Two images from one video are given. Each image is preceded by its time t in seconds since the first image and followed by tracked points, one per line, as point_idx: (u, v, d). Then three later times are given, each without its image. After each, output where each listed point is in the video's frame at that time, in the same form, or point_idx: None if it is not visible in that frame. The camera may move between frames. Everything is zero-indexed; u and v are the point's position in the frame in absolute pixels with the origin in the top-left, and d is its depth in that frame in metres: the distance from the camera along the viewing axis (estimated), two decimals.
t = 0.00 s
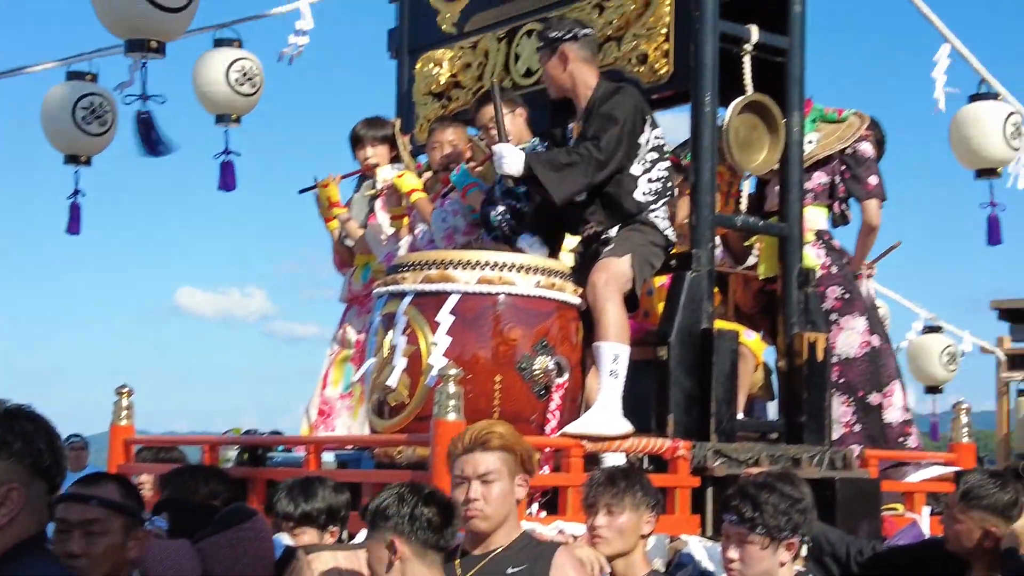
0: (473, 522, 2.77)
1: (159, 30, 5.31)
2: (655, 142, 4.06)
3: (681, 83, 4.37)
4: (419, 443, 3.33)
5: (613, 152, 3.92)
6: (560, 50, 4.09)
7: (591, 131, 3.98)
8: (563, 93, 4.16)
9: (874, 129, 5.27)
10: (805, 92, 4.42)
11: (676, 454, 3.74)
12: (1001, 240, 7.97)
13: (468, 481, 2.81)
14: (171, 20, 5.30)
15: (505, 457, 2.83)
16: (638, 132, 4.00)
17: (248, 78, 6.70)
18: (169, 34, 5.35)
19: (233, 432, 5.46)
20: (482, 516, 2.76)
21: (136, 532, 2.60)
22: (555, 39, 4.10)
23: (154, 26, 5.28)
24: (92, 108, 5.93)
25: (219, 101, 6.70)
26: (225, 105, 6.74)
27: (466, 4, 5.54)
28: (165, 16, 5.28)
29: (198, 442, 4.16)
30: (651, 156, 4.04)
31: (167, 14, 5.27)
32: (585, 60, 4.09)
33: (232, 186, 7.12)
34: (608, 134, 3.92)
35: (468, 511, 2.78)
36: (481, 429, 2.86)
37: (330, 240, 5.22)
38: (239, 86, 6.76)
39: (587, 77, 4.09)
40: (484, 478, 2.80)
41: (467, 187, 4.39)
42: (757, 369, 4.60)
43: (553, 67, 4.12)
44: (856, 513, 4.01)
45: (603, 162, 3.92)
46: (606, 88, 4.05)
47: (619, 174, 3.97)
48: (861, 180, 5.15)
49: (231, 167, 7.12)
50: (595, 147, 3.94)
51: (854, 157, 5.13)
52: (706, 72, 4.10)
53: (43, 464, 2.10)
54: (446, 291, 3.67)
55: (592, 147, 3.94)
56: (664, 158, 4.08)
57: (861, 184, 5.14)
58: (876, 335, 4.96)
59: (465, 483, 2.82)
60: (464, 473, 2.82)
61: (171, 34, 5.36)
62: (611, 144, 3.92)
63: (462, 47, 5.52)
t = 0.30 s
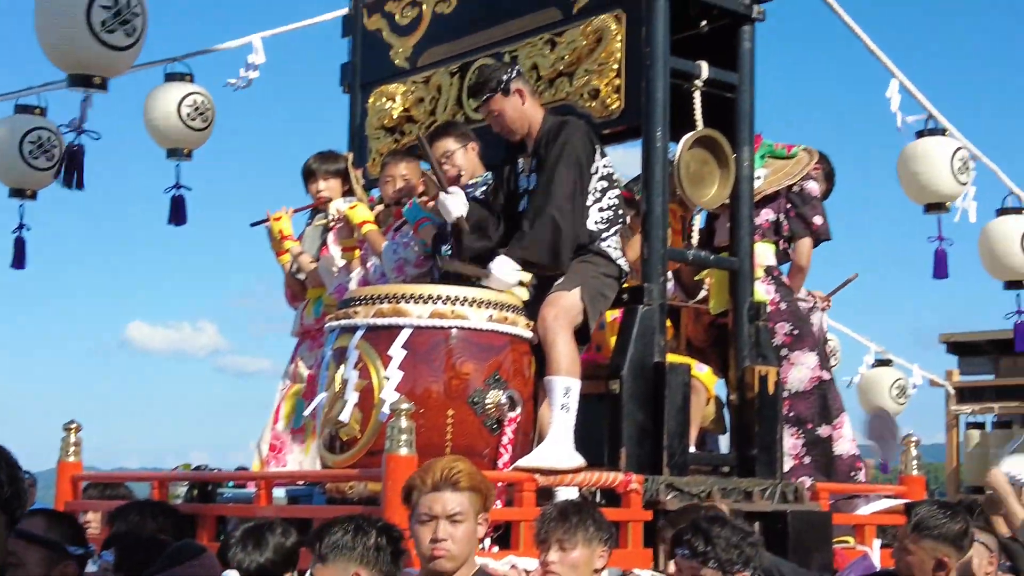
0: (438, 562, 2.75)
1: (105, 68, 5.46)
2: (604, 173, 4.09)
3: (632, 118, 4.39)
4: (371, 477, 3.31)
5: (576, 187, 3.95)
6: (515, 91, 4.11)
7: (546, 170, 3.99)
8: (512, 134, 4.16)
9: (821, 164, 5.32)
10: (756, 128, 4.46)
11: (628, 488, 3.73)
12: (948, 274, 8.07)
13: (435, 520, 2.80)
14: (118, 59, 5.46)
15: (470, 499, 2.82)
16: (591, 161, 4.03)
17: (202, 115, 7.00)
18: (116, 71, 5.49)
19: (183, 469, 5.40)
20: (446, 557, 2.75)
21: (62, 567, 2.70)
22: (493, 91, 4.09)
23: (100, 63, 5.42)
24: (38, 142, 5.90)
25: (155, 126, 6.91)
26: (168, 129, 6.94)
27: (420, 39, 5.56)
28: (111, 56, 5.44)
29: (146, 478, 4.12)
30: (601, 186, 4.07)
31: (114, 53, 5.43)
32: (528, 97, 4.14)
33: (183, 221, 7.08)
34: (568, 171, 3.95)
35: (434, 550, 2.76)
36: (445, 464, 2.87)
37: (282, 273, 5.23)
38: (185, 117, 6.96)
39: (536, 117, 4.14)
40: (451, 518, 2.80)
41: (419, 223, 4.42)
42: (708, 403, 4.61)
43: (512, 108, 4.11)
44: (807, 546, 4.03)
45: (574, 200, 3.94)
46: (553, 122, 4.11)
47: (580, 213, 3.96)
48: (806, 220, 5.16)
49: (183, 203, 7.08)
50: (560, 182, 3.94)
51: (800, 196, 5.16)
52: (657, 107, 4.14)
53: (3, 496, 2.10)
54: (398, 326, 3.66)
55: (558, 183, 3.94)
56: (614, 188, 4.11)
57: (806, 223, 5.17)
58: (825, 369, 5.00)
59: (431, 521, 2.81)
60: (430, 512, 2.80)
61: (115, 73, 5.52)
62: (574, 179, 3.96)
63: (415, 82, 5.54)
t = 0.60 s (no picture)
0: None
1: (55, 93, 5.69)
2: (565, 198, 4.10)
3: (595, 144, 4.41)
4: (336, 504, 3.29)
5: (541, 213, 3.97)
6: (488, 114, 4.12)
7: (508, 196, 4.00)
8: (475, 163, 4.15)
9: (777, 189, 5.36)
10: (720, 154, 4.50)
11: (594, 514, 3.72)
12: (909, 300, 8.13)
13: (406, 548, 2.76)
14: (69, 83, 5.71)
15: (441, 528, 2.80)
16: (551, 186, 4.06)
17: (167, 142, 7.04)
18: (69, 98, 5.76)
19: (145, 497, 5.34)
20: None
21: None
22: (465, 116, 4.05)
23: (52, 88, 5.68)
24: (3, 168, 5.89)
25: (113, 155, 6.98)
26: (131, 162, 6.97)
27: (385, 65, 5.57)
28: (62, 81, 5.69)
29: (108, 505, 4.08)
30: (561, 212, 4.07)
31: (66, 79, 5.69)
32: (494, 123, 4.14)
33: (145, 248, 7.04)
34: (532, 197, 3.96)
35: None
36: (416, 492, 2.85)
37: (246, 299, 5.19)
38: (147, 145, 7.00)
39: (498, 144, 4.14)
40: (422, 546, 2.77)
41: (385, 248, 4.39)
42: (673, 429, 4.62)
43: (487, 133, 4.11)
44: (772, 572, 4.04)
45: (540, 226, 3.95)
46: (513, 150, 4.13)
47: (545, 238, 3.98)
48: (761, 214, 5.15)
49: (146, 229, 7.05)
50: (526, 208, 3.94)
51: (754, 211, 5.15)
52: (622, 133, 4.17)
53: None
54: (363, 351, 3.65)
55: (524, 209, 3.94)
56: (574, 213, 4.11)
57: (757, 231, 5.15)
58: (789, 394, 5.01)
59: (402, 549, 2.77)
60: (401, 540, 2.77)
61: (67, 98, 5.75)
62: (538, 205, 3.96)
63: (380, 108, 5.55)
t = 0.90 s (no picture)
0: None
1: (49, 104, 5.78)
2: (538, 219, 4.09)
3: (568, 164, 4.42)
4: (311, 525, 3.29)
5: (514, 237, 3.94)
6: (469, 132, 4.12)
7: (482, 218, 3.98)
8: (452, 179, 4.15)
9: (752, 207, 5.39)
10: (694, 175, 4.52)
11: (570, 535, 3.71)
12: (878, 319, 8.17)
13: (382, 570, 2.72)
14: (61, 93, 5.80)
15: (419, 549, 2.75)
16: (524, 209, 4.03)
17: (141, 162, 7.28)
18: (63, 108, 5.84)
19: (118, 517, 5.31)
20: None
21: None
22: (452, 128, 4.04)
23: (46, 98, 5.75)
24: None
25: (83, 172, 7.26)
26: (104, 183, 7.24)
27: (361, 85, 5.58)
28: (55, 89, 5.77)
29: (81, 528, 4.05)
30: (533, 234, 4.05)
31: (58, 89, 5.77)
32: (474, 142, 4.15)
33: (116, 267, 7.02)
34: (505, 219, 3.94)
35: None
36: (394, 513, 2.80)
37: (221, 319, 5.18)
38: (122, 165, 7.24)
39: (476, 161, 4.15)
40: (398, 568, 2.72)
41: (361, 271, 4.36)
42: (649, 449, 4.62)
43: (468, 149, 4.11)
44: None
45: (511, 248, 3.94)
46: (487, 168, 4.12)
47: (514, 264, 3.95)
48: (729, 219, 5.14)
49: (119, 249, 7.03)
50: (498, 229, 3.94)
51: (721, 220, 5.15)
52: (596, 153, 4.18)
53: None
54: (338, 372, 3.64)
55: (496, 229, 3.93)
56: (548, 235, 4.10)
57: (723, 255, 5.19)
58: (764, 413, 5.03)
59: (377, 571, 2.73)
60: (377, 561, 2.72)
61: (61, 108, 5.84)
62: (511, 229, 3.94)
63: (356, 128, 5.56)
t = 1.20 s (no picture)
0: None
1: (22, 126, 6.10)
2: (514, 230, 4.05)
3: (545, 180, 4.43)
4: (289, 544, 3.27)
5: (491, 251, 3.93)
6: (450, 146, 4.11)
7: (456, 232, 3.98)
8: (428, 192, 4.15)
9: (730, 222, 5.40)
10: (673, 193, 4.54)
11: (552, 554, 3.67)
12: (860, 337, 8.20)
13: None
14: (36, 114, 6.12)
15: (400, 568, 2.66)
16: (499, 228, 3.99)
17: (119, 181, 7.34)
18: (36, 129, 6.16)
19: (96, 537, 5.28)
20: None
21: None
22: (432, 141, 4.02)
23: (20, 121, 6.08)
24: None
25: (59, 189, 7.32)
26: (80, 203, 7.28)
27: (340, 103, 5.58)
28: (30, 113, 6.10)
29: (58, 548, 4.02)
30: (509, 245, 4.03)
31: (34, 111, 6.11)
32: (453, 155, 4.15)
33: (92, 286, 7.00)
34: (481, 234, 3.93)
35: None
36: (373, 531, 2.71)
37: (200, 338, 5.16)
38: (99, 185, 7.28)
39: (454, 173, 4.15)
40: None
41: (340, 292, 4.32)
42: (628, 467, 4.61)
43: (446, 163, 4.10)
44: None
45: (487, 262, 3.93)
46: (462, 181, 4.12)
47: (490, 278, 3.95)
48: (704, 232, 5.14)
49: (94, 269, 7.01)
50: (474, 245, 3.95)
51: (697, 234, 5.14)
52: (577, 171, 4.19)
53: None
54: (317, 390, 3.63)
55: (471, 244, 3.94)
56: (523, 245, 4.07)
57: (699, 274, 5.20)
58: (744, 431, 5.03)
59: None
60: None
61: (32, 130, 6.15)
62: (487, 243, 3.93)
63: (335, 147, 5.56)
